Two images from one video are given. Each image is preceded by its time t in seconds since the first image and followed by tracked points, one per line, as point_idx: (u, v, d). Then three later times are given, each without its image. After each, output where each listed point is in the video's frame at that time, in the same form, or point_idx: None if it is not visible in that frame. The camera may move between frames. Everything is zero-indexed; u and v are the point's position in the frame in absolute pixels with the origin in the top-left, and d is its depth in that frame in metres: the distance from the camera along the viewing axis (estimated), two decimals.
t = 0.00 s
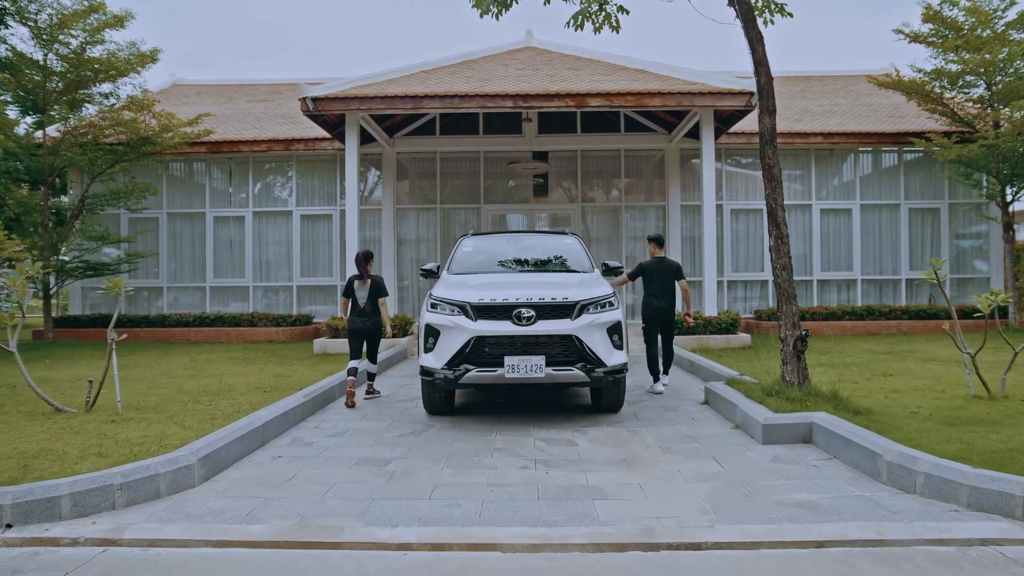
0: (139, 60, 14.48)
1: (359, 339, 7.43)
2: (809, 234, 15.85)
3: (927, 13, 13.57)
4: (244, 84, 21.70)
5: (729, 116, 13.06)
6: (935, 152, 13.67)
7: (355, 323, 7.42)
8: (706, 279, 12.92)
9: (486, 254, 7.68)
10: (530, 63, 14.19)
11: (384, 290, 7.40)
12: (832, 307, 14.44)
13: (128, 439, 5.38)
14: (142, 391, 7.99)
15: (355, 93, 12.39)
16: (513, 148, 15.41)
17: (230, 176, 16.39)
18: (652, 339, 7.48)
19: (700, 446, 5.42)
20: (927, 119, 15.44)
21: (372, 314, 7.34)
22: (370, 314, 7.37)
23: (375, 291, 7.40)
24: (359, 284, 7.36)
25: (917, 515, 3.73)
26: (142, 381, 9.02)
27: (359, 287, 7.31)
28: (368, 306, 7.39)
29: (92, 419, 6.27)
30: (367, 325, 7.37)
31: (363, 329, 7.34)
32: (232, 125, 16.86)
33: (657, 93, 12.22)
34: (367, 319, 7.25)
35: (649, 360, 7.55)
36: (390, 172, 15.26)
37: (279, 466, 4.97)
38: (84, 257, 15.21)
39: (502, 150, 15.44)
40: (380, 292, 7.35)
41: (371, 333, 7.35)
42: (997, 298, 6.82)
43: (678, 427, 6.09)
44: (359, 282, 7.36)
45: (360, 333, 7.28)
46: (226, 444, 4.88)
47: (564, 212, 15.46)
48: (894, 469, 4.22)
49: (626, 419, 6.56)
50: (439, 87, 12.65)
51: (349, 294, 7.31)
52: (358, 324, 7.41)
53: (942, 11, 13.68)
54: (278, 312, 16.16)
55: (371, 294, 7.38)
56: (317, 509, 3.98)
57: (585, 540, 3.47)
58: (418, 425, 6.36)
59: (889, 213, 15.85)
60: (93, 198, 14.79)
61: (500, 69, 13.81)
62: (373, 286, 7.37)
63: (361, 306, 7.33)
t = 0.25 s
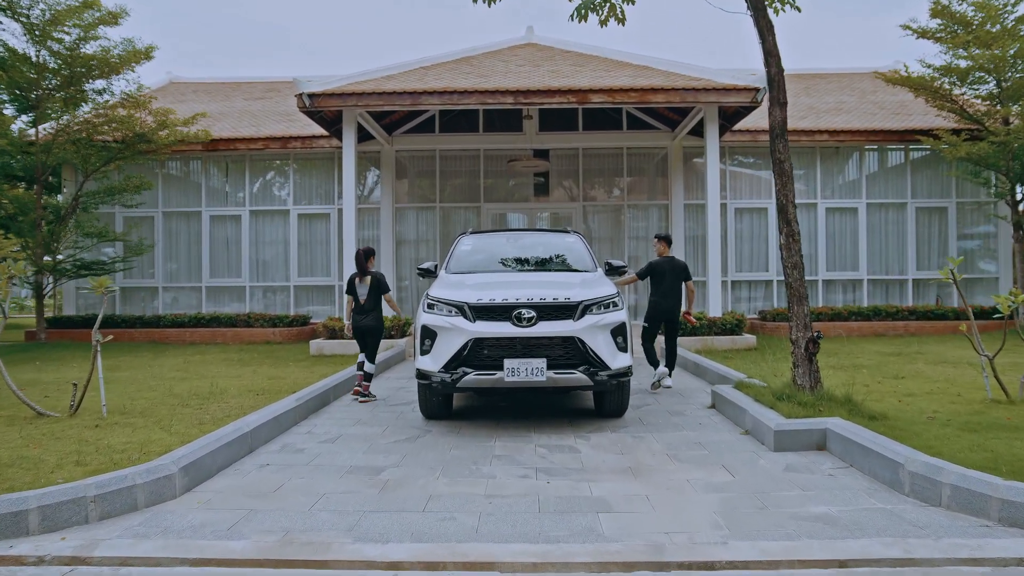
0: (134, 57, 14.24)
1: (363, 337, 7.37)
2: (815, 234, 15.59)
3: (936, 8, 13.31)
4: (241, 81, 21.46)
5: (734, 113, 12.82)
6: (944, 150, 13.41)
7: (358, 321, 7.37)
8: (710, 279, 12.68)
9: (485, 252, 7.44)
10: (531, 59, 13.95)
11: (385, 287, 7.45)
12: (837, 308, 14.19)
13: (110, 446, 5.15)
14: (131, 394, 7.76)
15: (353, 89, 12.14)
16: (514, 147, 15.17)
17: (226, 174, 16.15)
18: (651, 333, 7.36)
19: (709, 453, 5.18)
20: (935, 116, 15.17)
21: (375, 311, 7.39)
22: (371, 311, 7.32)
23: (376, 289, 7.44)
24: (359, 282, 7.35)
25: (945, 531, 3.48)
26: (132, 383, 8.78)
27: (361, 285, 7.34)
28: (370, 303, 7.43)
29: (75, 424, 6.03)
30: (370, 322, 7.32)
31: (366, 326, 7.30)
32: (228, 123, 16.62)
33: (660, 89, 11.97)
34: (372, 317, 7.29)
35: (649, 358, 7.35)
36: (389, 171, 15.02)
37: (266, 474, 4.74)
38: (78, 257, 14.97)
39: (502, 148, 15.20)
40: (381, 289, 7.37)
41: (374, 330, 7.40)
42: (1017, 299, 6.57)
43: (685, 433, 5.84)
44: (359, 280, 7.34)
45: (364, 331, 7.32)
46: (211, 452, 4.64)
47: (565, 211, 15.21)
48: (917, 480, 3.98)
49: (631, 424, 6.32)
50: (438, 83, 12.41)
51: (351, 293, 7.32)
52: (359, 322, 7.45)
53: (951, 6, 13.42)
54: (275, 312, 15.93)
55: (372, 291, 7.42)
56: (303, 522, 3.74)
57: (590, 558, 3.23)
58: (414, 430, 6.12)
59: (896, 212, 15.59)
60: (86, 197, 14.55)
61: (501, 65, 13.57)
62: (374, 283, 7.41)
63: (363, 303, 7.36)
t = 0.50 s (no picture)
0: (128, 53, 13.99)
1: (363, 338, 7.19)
2: (820, 232, 15.34)
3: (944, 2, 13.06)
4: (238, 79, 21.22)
5: (738, 110, 12.57)
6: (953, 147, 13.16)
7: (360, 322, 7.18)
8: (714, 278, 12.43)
9: (484, 250, 7.19)
10: (531, 55, 13.70)
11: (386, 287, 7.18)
12: (843, 308, 13.94)
13: (88, 453, 4.90)
14: (118, 397, 7.52)
15: (349, 85, 11.89)
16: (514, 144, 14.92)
17: (222, 172, 15.90)
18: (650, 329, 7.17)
19: (717, 461, 4.93)
20: (942, 113, 14.92)
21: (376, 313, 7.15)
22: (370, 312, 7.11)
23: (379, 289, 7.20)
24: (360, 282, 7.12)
25: (976, 548, 3.23)
26: (121, 385, 8.54)
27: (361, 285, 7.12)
28: (371, 303, 7.22)
29: (56, 428, 5.79)
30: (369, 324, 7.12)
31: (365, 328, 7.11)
32: (224, 120, 16.38)
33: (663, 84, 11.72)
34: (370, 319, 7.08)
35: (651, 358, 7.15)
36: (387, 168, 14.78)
37: (251, 483, 4.49)
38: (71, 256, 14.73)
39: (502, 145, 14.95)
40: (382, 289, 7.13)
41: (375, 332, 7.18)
42: None
43: (691, 438, 5.59)
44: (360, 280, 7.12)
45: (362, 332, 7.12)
46: (192, 460, 4.39)
47: (566, 210, 14.96)
48: (942, 491, 3.73)
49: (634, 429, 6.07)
50: (436, 79, 12.16)
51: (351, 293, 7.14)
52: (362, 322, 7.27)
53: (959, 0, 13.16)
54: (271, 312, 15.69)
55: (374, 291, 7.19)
56: (286, 538, 3.49)
57: None
58: (409, 434, 5.87)
59: (902, 210, 15.34)
60: (79, 195, 14.31)
61: (500, 60, 13.32)
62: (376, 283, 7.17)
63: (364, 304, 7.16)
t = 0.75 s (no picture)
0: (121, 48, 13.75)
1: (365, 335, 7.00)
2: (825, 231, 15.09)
3: None
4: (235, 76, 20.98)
5: (742, 105, 12.32)
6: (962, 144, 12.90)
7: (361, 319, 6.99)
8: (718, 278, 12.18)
9: (483, 248, 6.94)
10: (532, 50, 13.45)
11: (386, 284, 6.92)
12: (849, 308, 13.69)
13: (64, 460, 4.65)
14: (104, 400, 7.27)
15: (346, 80, 11.64)
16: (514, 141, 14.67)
17: (217, 170, 15.66)
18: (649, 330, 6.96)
19: (726, 469, 4.68)
20: (950, 110, 14.67)
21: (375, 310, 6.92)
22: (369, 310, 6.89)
23: (379, 285, 6.95)
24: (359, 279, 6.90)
25: (1012, 567, 2.98)
26: (109, 387, 8.29)
27: (361, 281, 6.92)
28: (373, 300, 7.00)
29: (35, 433, 5.54)
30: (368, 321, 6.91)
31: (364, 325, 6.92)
32: (220, 117, 16.13)
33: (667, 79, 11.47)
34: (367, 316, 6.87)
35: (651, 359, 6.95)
36: (385, 166, 14.53)
37: (234, 492, 4.24)
38: (64, 255, 14.48)
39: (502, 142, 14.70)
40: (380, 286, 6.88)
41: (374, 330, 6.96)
42: None
43: (699, 444, 5.34)
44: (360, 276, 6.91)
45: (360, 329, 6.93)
46: (171, 469, 4.14)
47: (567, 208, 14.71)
48: (971, 503, 3.48)
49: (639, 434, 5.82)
50: (434, 74, 11.92)
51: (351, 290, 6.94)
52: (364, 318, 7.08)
53: None
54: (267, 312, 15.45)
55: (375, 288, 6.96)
56: (266, 555, 3.24)
57: None
58: (403, 440, 5.62)
59: (908, 208, 15.09)
60: (72, 193, 14.06)
61: (500, 56, 13.08)
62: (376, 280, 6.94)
63: (365, 300, 6.97)
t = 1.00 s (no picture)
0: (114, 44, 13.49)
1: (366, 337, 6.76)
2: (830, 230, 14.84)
3: None
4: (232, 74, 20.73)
5: (747, 101, 12.07)
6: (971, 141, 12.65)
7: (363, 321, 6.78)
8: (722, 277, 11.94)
9: (482, 246, 6.71)
10: (532, 45, 13.20)
11: (384, 283, 6.66)
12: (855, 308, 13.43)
13: (39, 469, 4.41)
14: (90, 403, 7.03)
15: (342, 75, 11.40)
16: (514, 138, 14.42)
17: (212, 168, 15.40)
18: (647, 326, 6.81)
19: (737, 478, 4.42)
20: (957, 107, 14.41)
21: (372, 312, 6.68)
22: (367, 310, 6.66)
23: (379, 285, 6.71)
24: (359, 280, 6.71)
25: None
26: (97, 389, 8.05)
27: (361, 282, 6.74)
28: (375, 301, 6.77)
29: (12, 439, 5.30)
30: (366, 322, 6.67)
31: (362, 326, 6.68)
32: (215, 115, 15.88)
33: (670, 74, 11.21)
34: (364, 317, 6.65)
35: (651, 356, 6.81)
36: (383, 164, 14.29)
37: (216, 504, 4.00)
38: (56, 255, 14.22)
39: (502, 140, 14.45)
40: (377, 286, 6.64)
41: (372, 331, 6.72)
42: None
43: (708, 451, 5.09)
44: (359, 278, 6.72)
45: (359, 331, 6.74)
46: (149, 479, 3.90)
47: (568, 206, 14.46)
48: (1004, 519, 3.23)
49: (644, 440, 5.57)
50: (432, 69, 11.68)
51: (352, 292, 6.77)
52: (369, 319, 6.87)
53: None
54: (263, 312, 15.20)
55: (374, 288, 6.71)
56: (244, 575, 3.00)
57: None
58: (397, 446, 5.37)
59: (915, 207, 14.83)
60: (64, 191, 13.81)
61: (500, 51, 12.84)
62: (374, 280, 6.69)
63: (366, 301, 6.76)
